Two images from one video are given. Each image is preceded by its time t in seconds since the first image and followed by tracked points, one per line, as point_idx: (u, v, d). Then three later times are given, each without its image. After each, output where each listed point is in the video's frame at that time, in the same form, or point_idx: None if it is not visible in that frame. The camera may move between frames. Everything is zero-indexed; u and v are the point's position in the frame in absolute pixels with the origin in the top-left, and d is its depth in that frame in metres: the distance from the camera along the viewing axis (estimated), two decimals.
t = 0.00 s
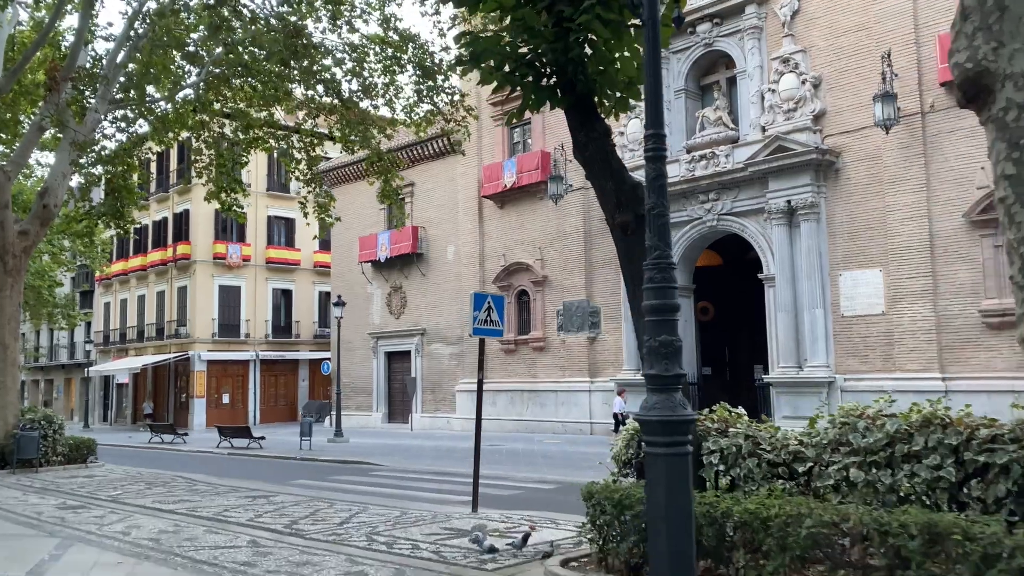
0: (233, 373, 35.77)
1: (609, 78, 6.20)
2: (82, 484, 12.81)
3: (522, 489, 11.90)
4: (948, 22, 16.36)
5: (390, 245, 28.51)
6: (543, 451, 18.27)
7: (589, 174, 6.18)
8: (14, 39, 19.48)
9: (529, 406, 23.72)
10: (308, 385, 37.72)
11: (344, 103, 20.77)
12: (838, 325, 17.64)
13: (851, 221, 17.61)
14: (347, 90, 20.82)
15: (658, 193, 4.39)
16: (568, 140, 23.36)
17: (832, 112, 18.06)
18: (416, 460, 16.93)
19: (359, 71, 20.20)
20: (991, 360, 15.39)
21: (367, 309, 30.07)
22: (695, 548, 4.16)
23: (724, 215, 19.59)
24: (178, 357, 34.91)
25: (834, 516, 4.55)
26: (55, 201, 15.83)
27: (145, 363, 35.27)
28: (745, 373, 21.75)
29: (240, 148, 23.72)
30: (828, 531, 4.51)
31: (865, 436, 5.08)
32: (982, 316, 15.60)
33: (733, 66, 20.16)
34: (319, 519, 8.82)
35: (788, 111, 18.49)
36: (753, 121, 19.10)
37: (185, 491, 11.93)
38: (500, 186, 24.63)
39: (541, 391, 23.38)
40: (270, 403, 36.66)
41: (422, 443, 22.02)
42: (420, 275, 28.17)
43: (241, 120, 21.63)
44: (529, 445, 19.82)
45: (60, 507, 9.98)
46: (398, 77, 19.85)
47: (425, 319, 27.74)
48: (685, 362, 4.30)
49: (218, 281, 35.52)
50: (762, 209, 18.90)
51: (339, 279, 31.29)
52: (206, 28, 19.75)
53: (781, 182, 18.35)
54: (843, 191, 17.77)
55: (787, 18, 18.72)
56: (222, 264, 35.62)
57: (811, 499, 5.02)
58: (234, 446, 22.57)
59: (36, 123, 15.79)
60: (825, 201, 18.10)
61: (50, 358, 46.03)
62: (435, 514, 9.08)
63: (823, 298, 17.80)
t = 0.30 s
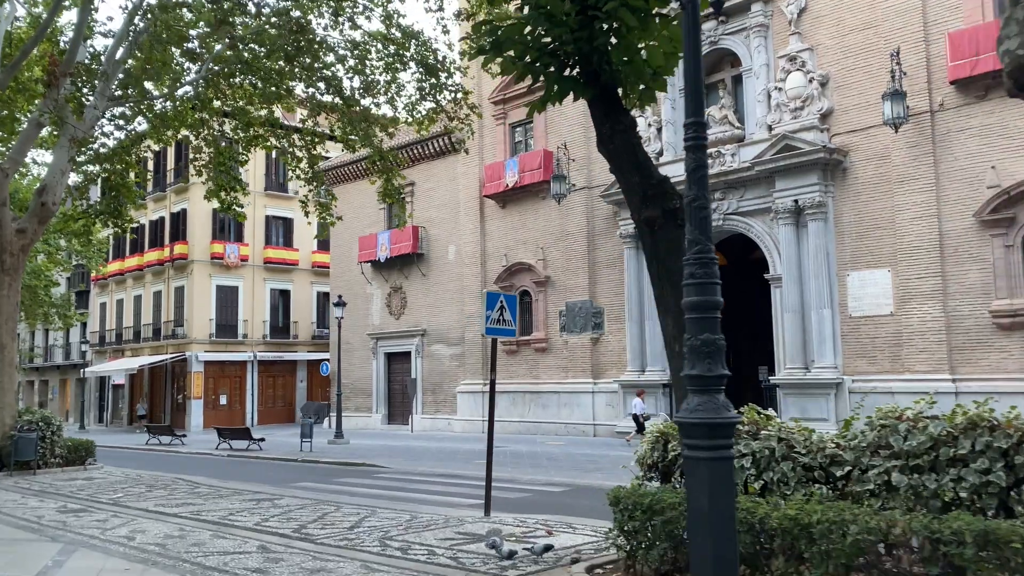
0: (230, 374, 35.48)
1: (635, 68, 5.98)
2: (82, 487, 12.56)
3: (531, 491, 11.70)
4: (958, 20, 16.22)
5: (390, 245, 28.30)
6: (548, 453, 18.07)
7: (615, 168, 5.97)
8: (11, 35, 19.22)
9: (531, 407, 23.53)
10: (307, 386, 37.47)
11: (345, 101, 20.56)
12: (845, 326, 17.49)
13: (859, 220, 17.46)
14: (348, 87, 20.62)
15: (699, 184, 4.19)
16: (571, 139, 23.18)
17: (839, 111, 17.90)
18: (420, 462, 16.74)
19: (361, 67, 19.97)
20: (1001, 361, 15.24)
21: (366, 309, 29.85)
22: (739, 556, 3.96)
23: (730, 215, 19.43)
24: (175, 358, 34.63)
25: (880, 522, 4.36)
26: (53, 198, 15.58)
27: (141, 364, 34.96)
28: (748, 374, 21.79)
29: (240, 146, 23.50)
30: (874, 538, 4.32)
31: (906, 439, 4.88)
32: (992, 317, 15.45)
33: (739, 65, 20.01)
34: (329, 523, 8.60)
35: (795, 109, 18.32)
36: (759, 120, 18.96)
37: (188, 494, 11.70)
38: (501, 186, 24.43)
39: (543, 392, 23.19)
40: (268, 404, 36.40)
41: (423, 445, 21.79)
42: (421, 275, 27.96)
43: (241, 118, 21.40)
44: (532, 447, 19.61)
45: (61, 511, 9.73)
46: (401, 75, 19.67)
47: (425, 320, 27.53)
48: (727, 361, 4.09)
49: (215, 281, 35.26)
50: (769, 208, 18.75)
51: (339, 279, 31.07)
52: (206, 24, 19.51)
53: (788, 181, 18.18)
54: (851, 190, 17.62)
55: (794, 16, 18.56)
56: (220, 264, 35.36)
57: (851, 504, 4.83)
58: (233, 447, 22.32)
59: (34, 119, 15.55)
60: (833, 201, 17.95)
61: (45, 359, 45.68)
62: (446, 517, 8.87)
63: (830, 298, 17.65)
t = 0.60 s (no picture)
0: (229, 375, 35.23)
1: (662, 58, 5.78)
2: (83, 489, 12.33)
3: (541, 494, 11.50)
4: (968, 17, 16.06)
5: (391, 245, 28.10)
6: (553, 454, 17.88)
7: (641, 161, 5.76)
8: (10, 31, 18.98)
9: (534, 408, 23.36)
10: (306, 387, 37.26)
11: (347, 99, 20.34)
12: (854, 326, 17.34)
13: (867, 220, 17.31)
14: (350, 84, 20.42)
15: (742, 174, 4.01)
16: (575, 138, 22.98)
17: (848, 109, 17.74)
18: (424, 464, 16.54)
19: (364, 65, 19.74)
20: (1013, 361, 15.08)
21: (367, 309, 29.64)
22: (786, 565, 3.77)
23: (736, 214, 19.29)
24: (174, 358, 34.37)
25: (931, 530, 4.18)
26: (53, 195, 15.36)
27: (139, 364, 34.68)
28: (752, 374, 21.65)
29: (241, 144, 23.29)
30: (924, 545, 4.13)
31: (950, 441, 4.70)
32: (1004, 317, 15.28)
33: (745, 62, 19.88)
34: (339, 526, 8.40)
35: (803, 107, 18.19)
36: (766, 118, 18.82)
37: (192, 496, 11.49)
38: (504, 185, 24.23)
39: (546, 393, 23.00)
40: (267, 405, 36.17)
41: (425, 446, 21.57)
42: (422, 275, 27.76)
43: (242, 116, 21.19)
44: (536, 448, 19.42)
45: (63, 514, 9.51)
46: (404, 72, 19.49)
47: (427, 320, 27.34)
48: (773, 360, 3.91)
49: (215, 281, 35.01)
50: (776, 207, 18.59)
51: (339, 279, 30.87)
52: (207, 21, 19.29)
53: (796, 180, 18.01)
54: (860, 189, 17.46)
55: (801, 13, 18.40)
56: (219, 263, 35.12)
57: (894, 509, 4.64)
58: (234, 448, 22.09)
59: (34, 115, 15.32)
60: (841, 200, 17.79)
61: (42, 359, 45.39)
62: (458, 521, 8.66)
63: (839, 299, 17.50)
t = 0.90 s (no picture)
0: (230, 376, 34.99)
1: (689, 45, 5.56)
2: (85, 492, 12.11)
3: (553, 497, 11.27)
4: (982, 14, 15.87)
5: (394, 245, 27.91)
6: (560, 456, 17.67)
7: (670, 153, 5.58)
8: (10, 27, 18.77)
9: (539, 410, 23.17)
10: (307, 388, 37.04)
11: (351, 97, 20.12)
12: (865, 327, 17.16)
13: (878, 219, 17.13)
14: (354, 82, 20.23)
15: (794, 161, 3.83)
16: (580, 137, 22.77)
17: (858, 107, 17.55)
18: (430, 466, 16.31)
19: (368, 63, 19.50)
20: None
21: (369, 310, 29.43)
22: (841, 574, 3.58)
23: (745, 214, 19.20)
24: (174, 360, 34.13)
25: (987, 537, 4.01)
26: (54, 194, 15.15)
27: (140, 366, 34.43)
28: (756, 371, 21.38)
29: (243, 143, 23.10)
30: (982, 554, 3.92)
31: (1002, 445, 4.49)
32: (1018, 317, 15.08)
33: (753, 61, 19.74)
34: (351, 531, 8.18)
35: (812, 107, 18.03)
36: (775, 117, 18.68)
37: (196, 499, 11.26)
38: (509, 185, 24.03)
39: (551, 395, 22.80)
40: (268, 406, 35.94)
41: (430, 448, 21.35)
42: (425, 276, 27.56)
43: (245, 115, 21.00)
44: (543, 450, 19.20)
45: (66, 518, 9.28)
46: (409, 70, 19.31)
47: (430, 321, 27.14)
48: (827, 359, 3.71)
49: (215, 281, 34.76)
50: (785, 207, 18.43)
51: (341, 280, 30.66)
52: (210, 19, 19.09)
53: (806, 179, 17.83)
54: (871, 188, 17.27)
55: (811, 11, 18.23)
56: (220, 264, 34.88)
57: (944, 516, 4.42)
58: (236, 451, 21.86)
59: (36, 112, 15.09)
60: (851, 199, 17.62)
61: (41, 361, 45.15)
62: (472, 525, 8.44)
63: (849, 299, 17.32)
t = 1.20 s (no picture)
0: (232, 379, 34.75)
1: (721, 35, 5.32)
2: (88, 497, 11.89)
3: (566, 502, 11.06)
4: (996, 12, 15.70)
5: (397, 247, 27.72)
6: (568, 460, 17.44)
7: (702, 147, 5.39)
8: (12, 27, 18.57)
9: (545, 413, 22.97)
10: (309, 391, 36.81)
11: (356, 97, 19.94)
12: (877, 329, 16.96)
13: (890, 220, 16.94)
14: (359, 82, 20.05)
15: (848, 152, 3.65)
16: (586, 138, 22.58)
17: (869, 107, 17.37)
18: (437, 470, 16.10)
19: (373, 62, 19.31)
20: None
21: (373, 313, 29.23)
22: None
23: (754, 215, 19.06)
24: (175, 362, 33.89)
25: None
26: (57, 194, 14.92)
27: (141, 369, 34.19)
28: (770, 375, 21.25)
29: (246, 144, 22.92)
30: None
31: None
32: None
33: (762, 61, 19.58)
34: (364, 538, 7.97)
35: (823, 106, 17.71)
36: (785, 116, 18.48)
37: (202, 504, 11.05)
38: (514, 186, 23.84)
39: (557, 398, 22.59)
40: (270, 409, 35.70)
41: (435, 452, 21.12)
42: (429, 278, 27.36)
43: (249, 115, 20.81)
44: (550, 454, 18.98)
45: (70, 524, 9.05)
46: (415, 70, 19.13)
47: (434, 323, 26.93)
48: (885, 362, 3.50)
49: (217, 284, 34.53)
50: (795, 208, 18.27)
51: (344, 282, 30.46)
52: (213, 18, 18.93)
53: (815, 180, 17.66)
54: (882, 189, 17.08)
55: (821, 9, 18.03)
56: (221, 266, 34.66)
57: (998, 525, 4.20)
58: (239, 454, 21.65)
59: (39, 111, 14.90)
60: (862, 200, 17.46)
61: (41, 363, 44.92)
62: (487, 531, 8.23)
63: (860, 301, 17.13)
